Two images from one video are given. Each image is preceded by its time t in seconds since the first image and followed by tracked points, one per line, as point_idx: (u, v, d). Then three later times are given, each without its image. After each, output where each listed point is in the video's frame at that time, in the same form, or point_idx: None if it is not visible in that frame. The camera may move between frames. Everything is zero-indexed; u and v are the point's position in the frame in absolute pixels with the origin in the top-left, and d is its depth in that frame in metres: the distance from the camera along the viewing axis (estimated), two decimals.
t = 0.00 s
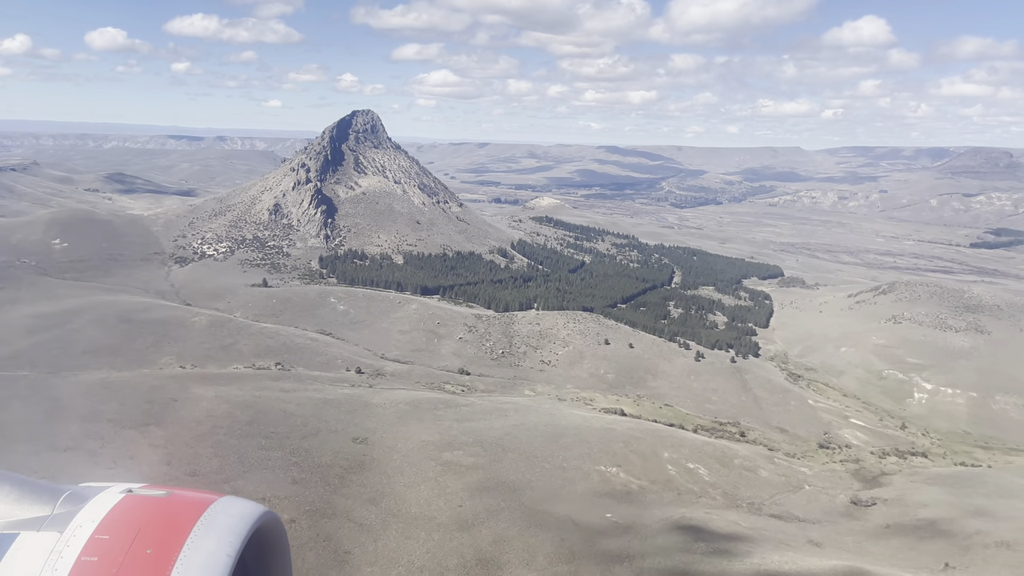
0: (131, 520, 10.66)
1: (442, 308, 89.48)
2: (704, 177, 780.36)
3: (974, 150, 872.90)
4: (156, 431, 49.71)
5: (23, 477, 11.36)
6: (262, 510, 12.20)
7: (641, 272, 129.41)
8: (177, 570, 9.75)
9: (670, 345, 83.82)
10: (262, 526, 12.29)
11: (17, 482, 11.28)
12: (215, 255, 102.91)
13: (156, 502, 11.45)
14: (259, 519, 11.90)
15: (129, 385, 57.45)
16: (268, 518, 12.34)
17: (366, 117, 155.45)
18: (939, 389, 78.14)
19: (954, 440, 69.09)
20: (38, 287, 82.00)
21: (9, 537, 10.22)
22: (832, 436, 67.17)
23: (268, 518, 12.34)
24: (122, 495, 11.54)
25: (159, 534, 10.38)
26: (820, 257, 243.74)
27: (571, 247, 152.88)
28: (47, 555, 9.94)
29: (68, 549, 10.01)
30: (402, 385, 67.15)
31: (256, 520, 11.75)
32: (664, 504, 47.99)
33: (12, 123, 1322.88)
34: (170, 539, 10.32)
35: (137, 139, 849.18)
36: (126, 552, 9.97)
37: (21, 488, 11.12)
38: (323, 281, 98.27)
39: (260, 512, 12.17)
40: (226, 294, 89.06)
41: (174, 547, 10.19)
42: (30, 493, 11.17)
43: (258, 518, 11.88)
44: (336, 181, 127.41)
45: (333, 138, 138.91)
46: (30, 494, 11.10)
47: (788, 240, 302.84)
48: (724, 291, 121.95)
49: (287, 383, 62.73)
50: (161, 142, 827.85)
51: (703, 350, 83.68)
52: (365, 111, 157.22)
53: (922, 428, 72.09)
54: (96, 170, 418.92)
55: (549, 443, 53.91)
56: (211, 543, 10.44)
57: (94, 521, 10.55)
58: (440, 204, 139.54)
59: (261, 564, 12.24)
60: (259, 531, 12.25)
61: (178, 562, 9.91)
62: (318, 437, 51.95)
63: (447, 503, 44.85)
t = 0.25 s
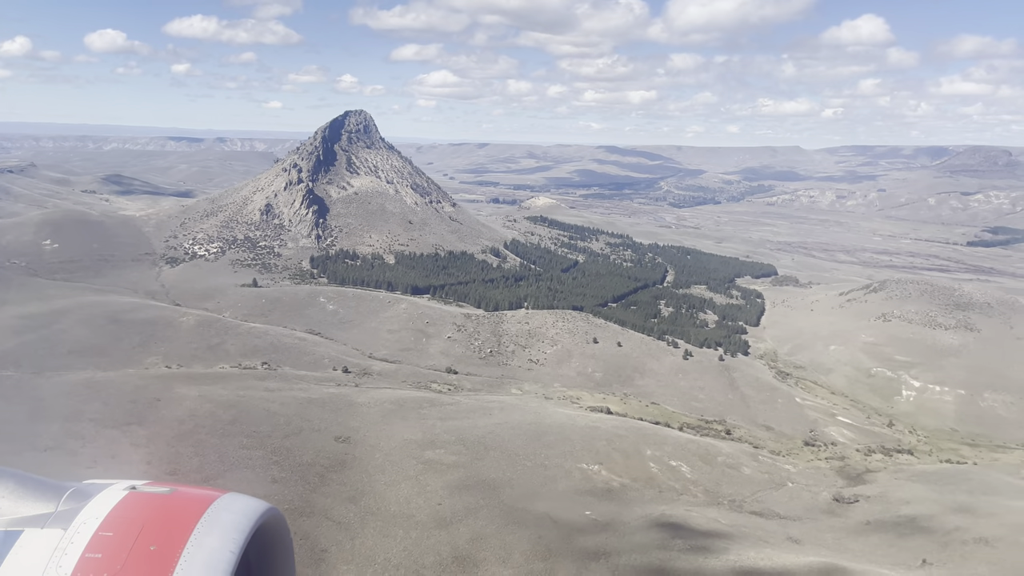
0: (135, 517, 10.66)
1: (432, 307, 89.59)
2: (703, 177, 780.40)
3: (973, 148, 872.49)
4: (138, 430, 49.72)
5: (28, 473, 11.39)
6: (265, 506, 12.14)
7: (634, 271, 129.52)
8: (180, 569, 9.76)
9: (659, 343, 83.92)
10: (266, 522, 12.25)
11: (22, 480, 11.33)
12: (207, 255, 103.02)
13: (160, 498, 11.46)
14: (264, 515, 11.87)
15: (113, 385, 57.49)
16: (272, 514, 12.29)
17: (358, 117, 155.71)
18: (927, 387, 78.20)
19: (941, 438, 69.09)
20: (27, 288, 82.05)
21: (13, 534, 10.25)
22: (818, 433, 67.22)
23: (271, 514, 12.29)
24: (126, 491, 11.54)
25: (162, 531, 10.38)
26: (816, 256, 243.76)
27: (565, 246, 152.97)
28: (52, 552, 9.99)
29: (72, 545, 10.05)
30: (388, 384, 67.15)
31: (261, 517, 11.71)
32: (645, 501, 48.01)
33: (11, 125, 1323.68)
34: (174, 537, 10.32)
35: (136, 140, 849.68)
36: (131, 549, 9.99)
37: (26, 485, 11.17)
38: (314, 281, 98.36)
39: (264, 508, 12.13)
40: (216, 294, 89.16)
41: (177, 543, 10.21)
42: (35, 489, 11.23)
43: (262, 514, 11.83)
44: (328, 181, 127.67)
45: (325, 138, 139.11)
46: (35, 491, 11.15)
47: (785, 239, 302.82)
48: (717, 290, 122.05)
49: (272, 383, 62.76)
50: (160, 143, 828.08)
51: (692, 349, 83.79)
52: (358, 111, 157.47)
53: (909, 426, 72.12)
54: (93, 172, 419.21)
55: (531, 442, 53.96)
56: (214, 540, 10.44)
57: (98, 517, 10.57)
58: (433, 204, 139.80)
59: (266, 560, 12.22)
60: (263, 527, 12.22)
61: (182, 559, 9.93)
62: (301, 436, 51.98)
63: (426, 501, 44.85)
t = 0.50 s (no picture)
0: (138, 515, 10.56)
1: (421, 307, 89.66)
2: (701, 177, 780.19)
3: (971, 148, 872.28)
4: (119, 430, 49.69)
5: (32, 471, 11.31)
6: (270, 503, 12.06)
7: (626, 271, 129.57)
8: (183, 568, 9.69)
9: (647, 343, 84.00)
10: (269, 520, 12.14)
11: (24, 477, 11.20)
12: (198, 256, 103.08)
13: (164, 496, 11.36)
14: (267, 512, 11.77)
15: (96, 386, 57.45)
16: (275, 512, 12.19)
17: (351, 118, 155.93)
18: (915, 385, 78.22)
19: (928, 436, 69.08)
20: (16, 288, 82.04)
21: (17, 531, 10.13)
22: (804, 432, 67.25)
23: (275, 512, 12.18)
24: (129, 488, 11.44)
25: (165, 529, 10.31)
26: (812, 256, 243.67)
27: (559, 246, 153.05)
28: (56, 549, 9.90)
29: (76, 542, 9.94)
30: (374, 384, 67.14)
31: (264, 514, 11.61)
32: (625, 500, 48.01)
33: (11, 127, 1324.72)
34: (177, 536, 10.25)
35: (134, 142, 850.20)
36: (134, 547, 9.93)
37: (29, 482, 11.05)
38: (304, 281, 98.41)
39: (268, 505, 12.02)
40: (205, 294, 89.22)
41: (181, 541, 10.15)
42: (37, 486, 11.11)
43: (265, 511, 11.73)
44: (320, 182, 127.90)
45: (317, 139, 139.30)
46: (37, 489, 11.02)
47: (782, 239, 302.91)
48: (709, 289, 122.12)
49: (257, 383, 62.75)
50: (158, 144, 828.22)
51: (680, 348, 83.88)
52: (350, 112, 157.67)
53: (896, 424, 72.12)
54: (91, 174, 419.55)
55: (514, 441, 53.97)
56: (217, 538, 10.37)
57: (102, 515, 10.47)
58: (426, 204, 140.01)
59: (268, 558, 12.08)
60: (266, 525, 12.11)
61: (185, 559, 9.85)
62: (283, 436, 51.97)
63: (405, 500, 44.82)
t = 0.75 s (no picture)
0: (140, 516, 10.49)
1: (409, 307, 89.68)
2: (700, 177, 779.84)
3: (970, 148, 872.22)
4: (99, 431, 49.63)
5: (35, 471, 11.23)
6: (270, 502, 11.90)
7: (618, 271, 129.57)
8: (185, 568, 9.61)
9: (635, 342, 84.04)
10: (271, 519, 11.99)
11: (26, 477, 11.12)
12: (188, 257, 103.06)
13: (165, 496, 11.27)
14: (268, 512, 11.63)
15: (79, 386, 57.37)
16: (277, 511, 12.04)
17: (343, 118, 156.11)
18: (903, 384, 78.24)
19: (914, 434, 69.09)
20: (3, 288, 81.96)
21: (19, 532, 10.11)
22: (789, 431, 67.28)
23: (276, 511, 12.02)
24: (132, 488, 11.34)
25: (166, 530, 10.25)
26: (808, 256, 243.54)
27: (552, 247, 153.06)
28: (58, 551, 9.85)
29: (78, 543, 9.90)
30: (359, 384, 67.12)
31: (265, 513, 11.46)
32: (605, 498, 48.01)
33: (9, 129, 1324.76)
34: (179, 536, 10.17)
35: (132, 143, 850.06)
36: (136, 547, 9.87)
37: (33, 482, 11.00)
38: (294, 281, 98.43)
39: (268, 504, 11.86)
40: (194, 295, 89.22)
41: (183, 541, 10.09)
42: (39, 486, 11.04)
43: (267, 511, 11.59)
44: (311, 182, 128.07)
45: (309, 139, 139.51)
46: (40, 488, 10.96)
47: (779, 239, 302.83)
48: (700, 289, 122.15)
49: (241, 383, 62.74)
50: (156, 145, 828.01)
51: (667, 347, 83.93)
52: (343, 112, 157.85)
53: (883, 423, 72.13)
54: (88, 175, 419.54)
55: (495, 440, 54.00)
56: (219, 537, 10.28)
57: (103, 515, 10.39)
58: (418, 205, 140.16)
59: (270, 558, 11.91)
60: (268, 524, 11.96)
61: (186, 559, 9.78)
62: (264, 436, 51.94)
63: (384, 499, 44.80)
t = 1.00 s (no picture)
0: (140, 518, 9.65)
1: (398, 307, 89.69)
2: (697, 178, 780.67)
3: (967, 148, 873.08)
4: (79, 430, 49.52)
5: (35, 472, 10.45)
6: (276, 503, 10.98)
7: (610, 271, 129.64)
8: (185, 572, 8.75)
9: (623, 342, 84.07)
10: (274, 522, 11.06)
11: (25, 477, 10.36)
12: (178, 257, 103.08)
13: (165, 497, 10.41)
14: (272, 514, 10.70)
15: (62, 386, 57.33)
16: (281, 514, 11.11)
17: (335, 118, 156.21)
18: (890, 383, 78.26)
19: (899, 434, 69.12)
20: None
21: (19, 534, 9.30)
22: (774, 430, 67.28)
23: (280, 514, 11.11)
24: (133, 489, 10.52)
25: (170, 531, 9.41)
26: (802, 256, 243.84)
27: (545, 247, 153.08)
28: (56, 554, 9.06)
29: (78, 547, 9.09)
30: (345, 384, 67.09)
31: (269, 515, 10.56)
32: (584, 497, 48.06)
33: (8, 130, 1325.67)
34: (181, 537, 9.33)
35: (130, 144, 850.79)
36: (136, 550, 9.05)
37: (32, 482, 10.21)
38: (283, 282, 98.43)
39: (272, 505, 10.94)
40: (183, 295, 89.23)
41: (184, 543, 9.26)
42: (40, 486, 10.25)
43: (270, 512, 10.67)
44: (302, 183, 128.12)
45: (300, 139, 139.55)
46: (40, 488, 10.18)
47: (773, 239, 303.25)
48: (691, 289, 122.21)
49: (225, 382, 62.72)
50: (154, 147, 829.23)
51: (655, 347, 83.96)
52: (335, 112, 157.90)
53: (869, 422, 72.14)
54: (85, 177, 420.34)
55: (477, 439, 54.02)
56: (221, 540, 9.40)
57: (104, 517, 9.56)
58: (411, 205, 140.28)
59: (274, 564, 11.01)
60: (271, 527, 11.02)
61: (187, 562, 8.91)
62: (245, 436, 51.89)
63: (362, 499, 44.74)
